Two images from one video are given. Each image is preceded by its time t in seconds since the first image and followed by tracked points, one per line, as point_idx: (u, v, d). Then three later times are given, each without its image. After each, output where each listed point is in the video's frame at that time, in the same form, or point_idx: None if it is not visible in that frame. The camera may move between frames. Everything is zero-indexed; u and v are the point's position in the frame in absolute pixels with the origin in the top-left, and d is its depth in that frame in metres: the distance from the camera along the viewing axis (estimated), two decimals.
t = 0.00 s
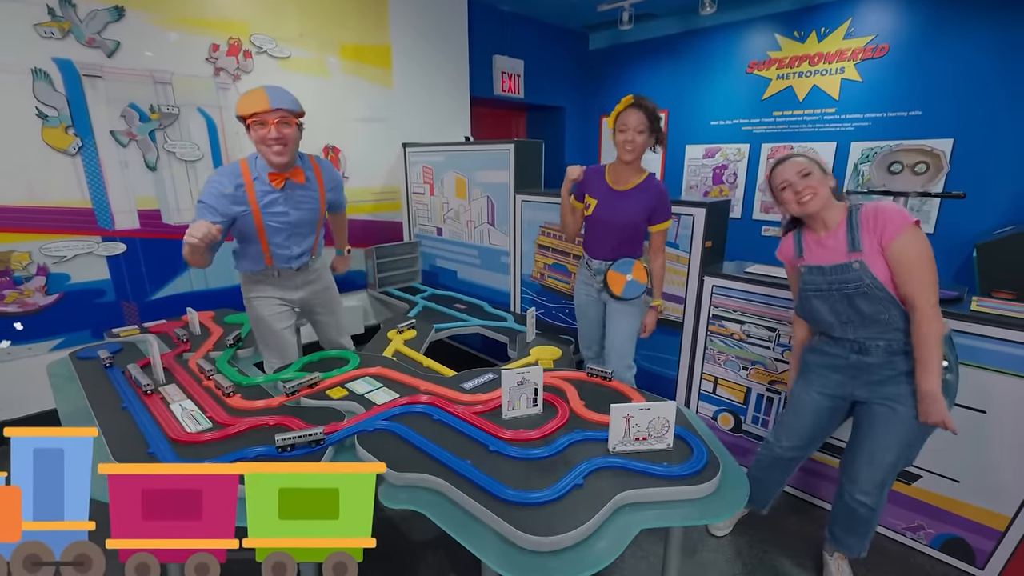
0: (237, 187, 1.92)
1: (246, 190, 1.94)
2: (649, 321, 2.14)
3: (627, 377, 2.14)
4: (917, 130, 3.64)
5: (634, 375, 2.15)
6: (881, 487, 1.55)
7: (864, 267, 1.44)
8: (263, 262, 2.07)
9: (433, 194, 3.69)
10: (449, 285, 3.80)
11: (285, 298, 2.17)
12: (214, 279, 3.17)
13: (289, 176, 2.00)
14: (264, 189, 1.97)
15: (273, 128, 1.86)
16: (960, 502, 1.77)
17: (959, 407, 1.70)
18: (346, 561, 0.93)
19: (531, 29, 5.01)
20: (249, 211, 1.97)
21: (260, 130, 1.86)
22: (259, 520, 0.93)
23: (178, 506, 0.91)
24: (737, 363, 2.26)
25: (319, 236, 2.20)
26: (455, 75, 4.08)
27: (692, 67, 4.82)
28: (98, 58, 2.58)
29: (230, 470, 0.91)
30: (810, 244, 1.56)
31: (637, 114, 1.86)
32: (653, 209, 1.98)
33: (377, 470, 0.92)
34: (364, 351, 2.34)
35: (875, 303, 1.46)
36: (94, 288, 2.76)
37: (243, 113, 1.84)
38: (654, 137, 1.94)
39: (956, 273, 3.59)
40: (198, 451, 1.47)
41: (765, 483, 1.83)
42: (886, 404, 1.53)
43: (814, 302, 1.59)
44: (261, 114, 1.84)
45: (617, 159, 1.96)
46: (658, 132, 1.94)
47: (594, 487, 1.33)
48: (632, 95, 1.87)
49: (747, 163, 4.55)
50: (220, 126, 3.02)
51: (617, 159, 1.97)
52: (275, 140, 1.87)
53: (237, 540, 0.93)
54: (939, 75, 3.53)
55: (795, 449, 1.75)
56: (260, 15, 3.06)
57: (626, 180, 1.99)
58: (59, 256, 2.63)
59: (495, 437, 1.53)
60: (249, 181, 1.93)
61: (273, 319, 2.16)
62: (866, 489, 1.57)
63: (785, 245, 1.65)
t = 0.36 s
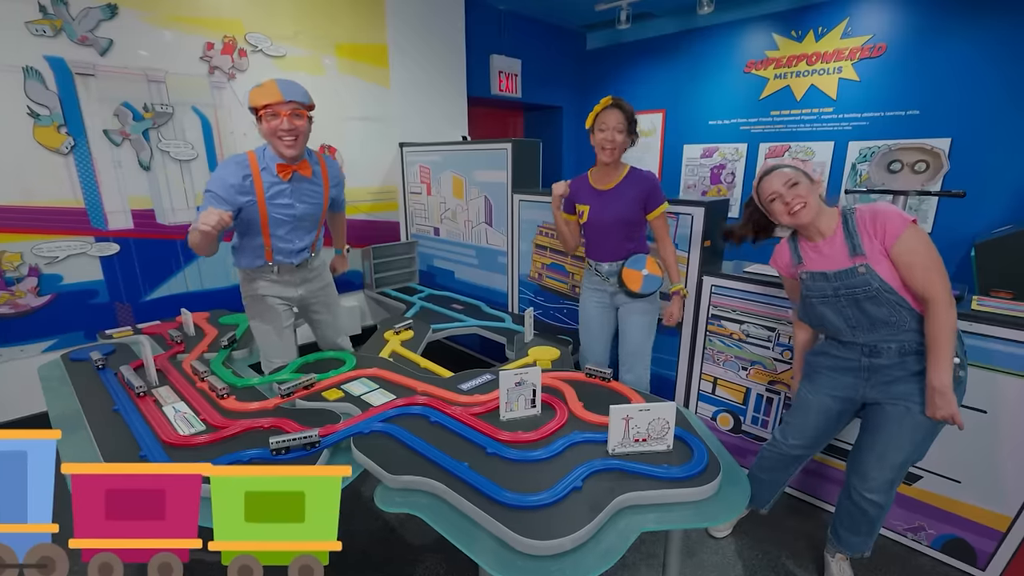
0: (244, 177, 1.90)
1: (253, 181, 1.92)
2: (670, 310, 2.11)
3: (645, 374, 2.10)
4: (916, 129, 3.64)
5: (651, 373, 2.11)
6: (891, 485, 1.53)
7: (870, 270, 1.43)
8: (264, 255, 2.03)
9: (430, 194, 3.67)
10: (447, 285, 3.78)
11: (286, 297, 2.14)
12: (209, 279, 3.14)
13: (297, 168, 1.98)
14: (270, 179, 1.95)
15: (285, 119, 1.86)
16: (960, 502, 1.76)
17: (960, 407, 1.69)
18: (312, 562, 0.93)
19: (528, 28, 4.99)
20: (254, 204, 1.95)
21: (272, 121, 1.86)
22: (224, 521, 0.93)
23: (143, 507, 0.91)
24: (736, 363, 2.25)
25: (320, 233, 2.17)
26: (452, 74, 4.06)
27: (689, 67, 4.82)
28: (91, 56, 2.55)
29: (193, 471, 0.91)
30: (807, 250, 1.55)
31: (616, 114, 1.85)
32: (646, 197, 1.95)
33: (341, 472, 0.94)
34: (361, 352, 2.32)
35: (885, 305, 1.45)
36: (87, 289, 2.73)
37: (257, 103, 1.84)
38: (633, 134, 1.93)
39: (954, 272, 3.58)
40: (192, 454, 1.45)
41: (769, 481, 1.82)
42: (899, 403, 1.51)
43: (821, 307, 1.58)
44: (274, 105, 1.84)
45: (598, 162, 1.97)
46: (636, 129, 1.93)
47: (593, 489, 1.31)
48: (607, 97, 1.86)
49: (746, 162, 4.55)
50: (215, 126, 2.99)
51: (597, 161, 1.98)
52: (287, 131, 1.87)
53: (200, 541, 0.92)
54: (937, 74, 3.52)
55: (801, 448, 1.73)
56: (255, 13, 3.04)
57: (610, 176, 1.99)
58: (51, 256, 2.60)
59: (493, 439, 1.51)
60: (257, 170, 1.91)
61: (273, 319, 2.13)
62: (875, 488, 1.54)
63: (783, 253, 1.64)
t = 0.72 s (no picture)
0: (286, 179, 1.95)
1: (291, 185, 1.97)
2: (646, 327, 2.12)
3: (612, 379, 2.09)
4: (916, 128, 3.62)
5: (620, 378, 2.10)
6: (887, 481, 1.55)
7: (880, 256, 1.39)
8: (284, 254, 2.06)
9: (429, 193, 3.65)
10: (445, 286, 3.76)
11: (297, 293, 2.15)
12: (205, 280, 3.12)
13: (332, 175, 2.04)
14: (307, 185, 2.01)
15: (330, 140, 1.91)
16: (962, 504, 1.74)
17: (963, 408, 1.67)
18: (275, 561, 0.85)
19: (527, 27, 4.98)
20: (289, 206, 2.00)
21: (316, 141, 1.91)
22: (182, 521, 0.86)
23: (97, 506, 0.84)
24: (736, 364, 2.23)
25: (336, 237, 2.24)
26: (451, 74, 4.05)
27: (689, 67, 4.80)
28: (86, 55, 2.53)
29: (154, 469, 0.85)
30: (824, 228, 1.51)
31: (626, 119, 1.83)
32: (656, 214, 1.93)
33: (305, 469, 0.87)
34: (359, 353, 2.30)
35: (886, 294, 1.42)
36: (82, 290, 2.71)
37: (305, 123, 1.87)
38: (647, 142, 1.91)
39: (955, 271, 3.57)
40: (185, 458, 1.43)
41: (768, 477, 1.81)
42: (890, 400, 1.50)
43: (819, 287, 1.54)
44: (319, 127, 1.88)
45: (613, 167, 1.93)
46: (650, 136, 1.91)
47: (592, 493, 1.29)
48: (617, 102, 1.85)
49: (745, 162, 4.53)
50: (211, 126, 2.97)
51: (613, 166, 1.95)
52: (330, 148, 1.93)
53: (163, 542, 0.86)
54: (937, 73, 3.51)
55: (794, 446, 1.73)
56: (252, 12, 3.01)
57: (627, 184, 1.95)
58: (46, 257, 2.58)
59: (490, 441, 1.49)
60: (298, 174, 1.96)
61: (282, 315, 2.15)
62: (871, 485, 1.56)
63: (795, 229, 1.60)
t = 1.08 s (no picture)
0: (280, 159, 1.98)
1: (288, 164, 1.99)
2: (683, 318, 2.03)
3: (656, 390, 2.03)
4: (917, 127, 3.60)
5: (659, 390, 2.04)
6: (853, 479, 1.57)
7: (881, 252, 1.35)
8: (290, 237, 2.07)
9: (426, 193, 3.62)
10: (443, 286, 3.73)
11: (304, 288, 2.14)
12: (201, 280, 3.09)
13: (325, 151, 2.06)
14: (303, 163, 2.02)
15: (323, 119, 1.95)
16: (964, 507, 1.71)
17: (966, 410, 1.64)
18: (238, 559, 0.81)
19: (525, 26, 4.95)
20: (287, 186, 2.01)
21: (309, 118, 1.94)
22: (148, 518, 0.82)
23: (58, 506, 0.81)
24: (736, 365, 2.20)
25: (345, 222, 2.20)
26: (448, 72, 4.02)
27: (688, 66, 4.78)
28: (78, 53, 2.50)
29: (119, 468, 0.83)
30: (834, 209, 1.49)
31: (607, 124, 1.82)
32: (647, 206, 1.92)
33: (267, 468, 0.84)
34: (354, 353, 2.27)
35: (864, 291, 1.41)
36: (75, 290, 2.68)
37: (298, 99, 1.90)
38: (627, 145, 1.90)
39: (956, 270, 3.54)
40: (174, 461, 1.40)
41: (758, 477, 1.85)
42: (842, 392, 1.51)
43: (803, 265, 1.54)
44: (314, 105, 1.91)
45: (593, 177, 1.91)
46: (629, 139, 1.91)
47: (588, 497, 1.26)
48: (602, 106, 1.83)
49: (745, 161, 4.50)
50: (206, 124, 2.95)
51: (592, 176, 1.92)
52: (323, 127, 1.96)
53: (127, 540, 0.83)
54: (937, 72, 3.49)
55: (761, 436, 1.77)
56: (247, 10, 2.99)
57: (607, 191, 1.93)
58: (38, 257, 2.55)
59: (484, 444, 1.47)
60: (291, 155, 1.98)
61: (288, 311, 2.14)
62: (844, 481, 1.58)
63: (804, 202, 1.57)
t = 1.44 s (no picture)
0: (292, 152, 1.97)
1: (299, 159, 2.00)
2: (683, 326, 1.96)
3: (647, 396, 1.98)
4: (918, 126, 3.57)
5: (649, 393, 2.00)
6: (837, 476, 1.54)
7: (859, 255, 1.35)
8: (284, 232, 2.05)
9: (423, 192, 3.59)
10: (439, 285, 3.70)
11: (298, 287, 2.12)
12: (194, 279, 3.06)
13: (333, 153, 2.05)
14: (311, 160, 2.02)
15: (328, 125, 1.90)
16: (967, 510, 1.69)
17: (969, 411, 1.62)
18: (203, 559, 0.83)
19: (523, 24, 4.92)
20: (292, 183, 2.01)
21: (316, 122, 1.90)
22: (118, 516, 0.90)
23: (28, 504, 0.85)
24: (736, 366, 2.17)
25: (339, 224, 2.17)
26: (446, 71, 3.99)
27: (687, 64, 4.75)
28: (69, 49, 2.47)
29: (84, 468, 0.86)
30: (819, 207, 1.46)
31: (607, 117, 1.77)
32: (650, 207, 1.88)
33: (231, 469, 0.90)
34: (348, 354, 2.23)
35: (839, 292, 1.40)
36: (66, 290, 2.65)
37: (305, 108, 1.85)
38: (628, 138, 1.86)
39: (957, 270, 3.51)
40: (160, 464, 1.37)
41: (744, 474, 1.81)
42: (814, 387, 1.50)
43: (781, 261, 1.52)
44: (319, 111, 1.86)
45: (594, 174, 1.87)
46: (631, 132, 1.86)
47: (583, 500, 1.23)
48: (598, 100, 1.79)
49: (745, 161, 4.46)
50: (200, 122, 2.91)
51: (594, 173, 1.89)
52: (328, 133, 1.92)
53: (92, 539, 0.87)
54: (937, 70, 3.46)
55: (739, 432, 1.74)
56: (241, 6, 2.96)
57: (612, 187, 1.89)
58: (28, 255, 2.52)
59: (478, 446, 1.43)
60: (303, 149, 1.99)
61: (283, 310, 2.13)
62: (827, 478, 1.55)
63: (788, 198, 1.55)
